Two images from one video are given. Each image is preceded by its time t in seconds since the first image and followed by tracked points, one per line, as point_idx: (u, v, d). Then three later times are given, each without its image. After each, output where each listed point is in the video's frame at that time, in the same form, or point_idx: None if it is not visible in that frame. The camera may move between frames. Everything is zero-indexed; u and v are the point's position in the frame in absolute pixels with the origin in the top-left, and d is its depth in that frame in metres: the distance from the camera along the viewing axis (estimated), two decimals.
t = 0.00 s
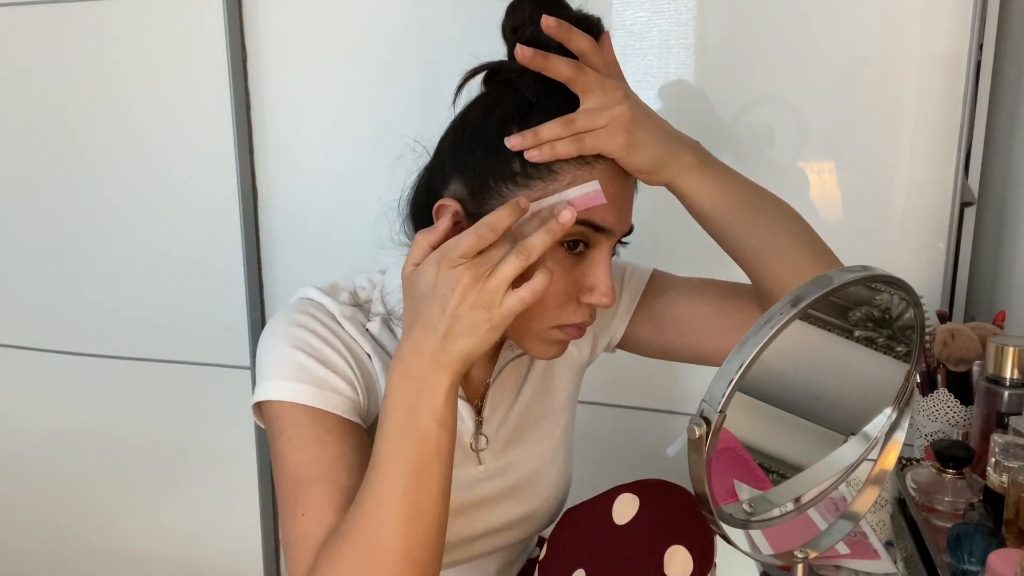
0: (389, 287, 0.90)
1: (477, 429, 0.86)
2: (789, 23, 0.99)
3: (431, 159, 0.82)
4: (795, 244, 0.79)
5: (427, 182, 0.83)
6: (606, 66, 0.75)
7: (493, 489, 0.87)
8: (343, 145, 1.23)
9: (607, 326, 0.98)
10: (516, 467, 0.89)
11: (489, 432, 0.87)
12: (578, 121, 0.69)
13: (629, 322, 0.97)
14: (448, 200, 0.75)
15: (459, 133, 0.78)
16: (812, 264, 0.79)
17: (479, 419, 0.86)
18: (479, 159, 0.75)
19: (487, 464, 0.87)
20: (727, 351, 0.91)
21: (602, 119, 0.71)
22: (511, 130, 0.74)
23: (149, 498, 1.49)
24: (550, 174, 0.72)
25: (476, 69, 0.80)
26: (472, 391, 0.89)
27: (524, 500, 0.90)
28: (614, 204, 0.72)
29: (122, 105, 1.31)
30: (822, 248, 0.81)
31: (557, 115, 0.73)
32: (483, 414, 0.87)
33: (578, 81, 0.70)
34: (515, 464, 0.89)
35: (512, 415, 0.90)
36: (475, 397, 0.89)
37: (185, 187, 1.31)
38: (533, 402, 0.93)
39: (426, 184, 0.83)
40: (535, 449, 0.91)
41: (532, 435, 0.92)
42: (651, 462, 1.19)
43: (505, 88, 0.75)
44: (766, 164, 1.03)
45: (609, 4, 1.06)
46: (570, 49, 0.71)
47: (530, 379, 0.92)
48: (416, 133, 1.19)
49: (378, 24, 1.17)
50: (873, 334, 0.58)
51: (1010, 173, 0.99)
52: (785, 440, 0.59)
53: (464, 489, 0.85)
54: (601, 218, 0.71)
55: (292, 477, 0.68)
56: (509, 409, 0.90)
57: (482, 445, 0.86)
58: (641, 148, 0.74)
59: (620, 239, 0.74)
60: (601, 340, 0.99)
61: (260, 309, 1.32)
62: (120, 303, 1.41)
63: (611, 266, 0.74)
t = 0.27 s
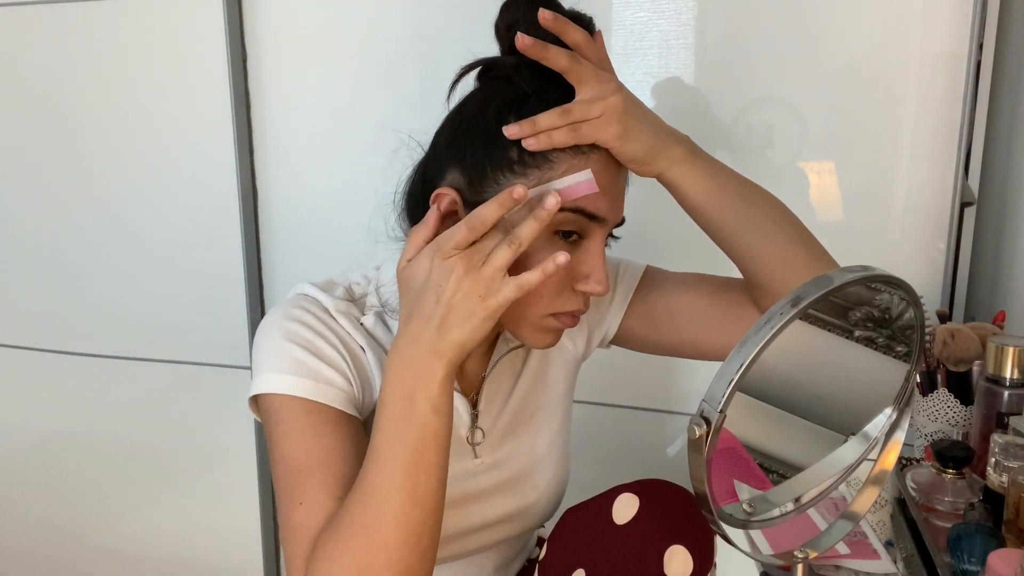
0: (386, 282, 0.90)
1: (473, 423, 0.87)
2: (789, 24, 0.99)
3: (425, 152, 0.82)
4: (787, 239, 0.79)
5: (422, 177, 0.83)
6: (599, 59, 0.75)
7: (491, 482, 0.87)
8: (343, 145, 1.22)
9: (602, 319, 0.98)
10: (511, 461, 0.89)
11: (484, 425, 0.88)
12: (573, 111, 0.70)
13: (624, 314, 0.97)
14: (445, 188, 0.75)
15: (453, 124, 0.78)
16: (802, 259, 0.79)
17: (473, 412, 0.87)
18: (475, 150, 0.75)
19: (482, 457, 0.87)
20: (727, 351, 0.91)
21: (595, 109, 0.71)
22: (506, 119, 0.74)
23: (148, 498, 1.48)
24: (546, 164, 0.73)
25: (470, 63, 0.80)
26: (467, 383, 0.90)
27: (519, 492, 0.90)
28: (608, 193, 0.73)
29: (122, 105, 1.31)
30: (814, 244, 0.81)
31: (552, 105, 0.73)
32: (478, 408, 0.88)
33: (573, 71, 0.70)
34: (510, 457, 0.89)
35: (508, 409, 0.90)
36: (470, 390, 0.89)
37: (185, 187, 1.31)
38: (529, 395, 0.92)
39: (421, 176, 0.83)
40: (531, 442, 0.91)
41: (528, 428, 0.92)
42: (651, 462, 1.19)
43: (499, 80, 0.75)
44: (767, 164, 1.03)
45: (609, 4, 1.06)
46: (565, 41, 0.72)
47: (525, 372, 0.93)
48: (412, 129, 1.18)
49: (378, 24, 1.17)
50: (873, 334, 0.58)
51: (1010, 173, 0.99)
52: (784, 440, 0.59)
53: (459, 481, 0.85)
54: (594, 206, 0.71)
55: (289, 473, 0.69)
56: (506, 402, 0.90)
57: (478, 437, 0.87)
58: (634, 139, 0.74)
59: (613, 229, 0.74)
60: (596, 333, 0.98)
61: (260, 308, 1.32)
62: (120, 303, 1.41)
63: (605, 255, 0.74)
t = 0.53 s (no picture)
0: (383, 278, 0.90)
1: (471, 418, 0.86)
2: (789, 24, 0.99)
3: (425, 146, 0.82)
4: (783, 239, 0.79)
5: (420, 174, 0.83)
6: (597, 57, 0.76)
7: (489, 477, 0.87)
8: (343, 145, 1.22)
9: (598, 315, 0.98)
10: (509, 455, 0.89)
11: (483, 420, 0.88)
12: (571, 107, 0.70)
13: (621, 308, 0.97)
14: (444, 181, 0.75)
15: (452, 119, 0.78)
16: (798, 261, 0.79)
17: (472, 407, 0.87)
18: (473, 145, 0.75)
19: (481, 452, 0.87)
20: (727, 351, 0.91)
21: (594, 106, 0.71)
22: (505, 115, 0.74)
23: (148, 497, 1.48)
24: (543, 158, 0.72)
25: (471, 59, 0.80)
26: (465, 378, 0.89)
27: (518, 487, 0.90)
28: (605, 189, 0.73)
29: (122, 105, 1.31)
30: (811, 244, 0.81)
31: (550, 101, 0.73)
32: (477, 402, 0.88)
33: (571, 69, 0.71)
34: (509, 451, 0.89)
35: (506, 404, 0.90)
36: (469, 385, 0.89)
37: (185, 186, 1.31)
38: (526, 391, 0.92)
39: (420, 171, 0.83)
40: (529, 438, 0.91)
41: (526, 424, 0.92)
42: (651, 462, 1.19)
43: (498, 76, 0.75)
44: (767, 164, 1.03)
45: (609, 4, 1.06)
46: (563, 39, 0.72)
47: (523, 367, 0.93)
48: (411, 125, 1.18)
49: (377, 24, 1.17)
50: (873, 334, 0.58)
51: (1010, 174, 0.99)
52: (784, 440, 0.59)
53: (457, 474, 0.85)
54: (591, 201, 0.71)
55: (289, 470, 0.68)
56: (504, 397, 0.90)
57: (477, 432, 0.87)
58: (630, 135, 0.74)
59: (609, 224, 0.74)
60: (592, 329, 0.99)
61: (259, 308, 1.32)
62: (120, 303, 1.41)
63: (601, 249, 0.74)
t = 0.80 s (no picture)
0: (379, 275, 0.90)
1: (467, 414, 0.87)
2: (789, 24, 0.99)
3: (420, 143, 0.82)
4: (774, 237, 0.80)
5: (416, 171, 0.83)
6: (589, 56, 0.76)
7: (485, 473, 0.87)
8: (343, 145, 1.22)
9: (592, 311, 0.99)
10: (505, 451, 0.89)
11: (478, 416, 0.88)
12: (560, 103, 0.70)
13: (615, 302, 0.97)
14: (436, 176, 0.76)
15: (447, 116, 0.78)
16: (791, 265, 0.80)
17: (468, 403, 0.87)
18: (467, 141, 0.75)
19: (477, 448, 0.87)
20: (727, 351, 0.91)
21: (584, 104, 0.71)
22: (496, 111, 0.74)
23: (148, 497, 1.49)
24: (532, 155, 0.72)
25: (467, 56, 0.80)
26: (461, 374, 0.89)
27: (514, 483, 0.90)
28: (595, 186, 0.72)
29: (122, 104, 1.31)
30: (800, 241, 0.81)
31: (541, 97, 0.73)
32: (472, 399, 0.88)
33: (560, 66, 0.70)
34: (505, 448, 0.89)
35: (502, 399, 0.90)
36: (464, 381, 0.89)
37: (185, 186, 1.31)
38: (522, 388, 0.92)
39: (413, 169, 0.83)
40: (526, 434, 0.91)
41: (522, 420, 0.92)
42: (651, 461, 1.19)
43: (492, 72, 0.75)
44: (767, 164, 1.03)
45: (609, 4, 1.06)
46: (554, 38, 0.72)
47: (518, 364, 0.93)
48: (410, 121, 1.18)
49: (377, 24, 1.17)
50: (872, 334, 0.58)
51: (1010, 174, 0.99)
52: (784, 440, 0.59)
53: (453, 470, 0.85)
54: (580, 198, 0.71)
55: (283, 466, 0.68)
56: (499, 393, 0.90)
57: (472, 428, 0.87)
58: (619, 131, 0.74)
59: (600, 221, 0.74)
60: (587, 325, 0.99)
61: (260, 309, 1.32)
62: (120, 303, 1.41)
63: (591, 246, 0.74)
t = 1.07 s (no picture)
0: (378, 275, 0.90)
1: (467, 411, 0.87)
2: (789, 24, 0.99)
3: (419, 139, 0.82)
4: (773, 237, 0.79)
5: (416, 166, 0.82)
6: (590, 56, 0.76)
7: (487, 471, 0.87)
8: (343, 145, 1.22)
9: (591, 306, 0.99)
10: (506, 449, 0.89)
11: (478, 413, 0.88)
12: (557, 100, 0.71)
13: (614, 300, 0.97)
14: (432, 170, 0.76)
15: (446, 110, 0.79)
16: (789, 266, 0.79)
17: (468, 401, 0.87)
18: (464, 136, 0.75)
19: (477, 446, 0.87)
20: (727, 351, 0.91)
21: (580, 101, 0.72)
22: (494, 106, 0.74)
23: (148, 497, 1.49)
24: (529, 151, 0.73)
25: (471, 54, 0.80)
26: (460, 372, 0.90)
27: (514, 480, 0.90)
28: (591, 185, 0.73)
29: (122, 104, 1.31)
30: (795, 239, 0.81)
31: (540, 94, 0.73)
32: (471, 397, 0.88)
33: (560, 62, 0.71)
34: (506, 445, 0.89)
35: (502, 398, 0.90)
36: (464, 379, 0.90)
37: (185, 185, 1.31)
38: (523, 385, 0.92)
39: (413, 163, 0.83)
40: (526, 431, 0.91)
41: (522, 417, 0.92)
42: (651, 461, 1.19)
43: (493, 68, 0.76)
44: (767, 164, 1.03)
45: (609, 4, 1.06)
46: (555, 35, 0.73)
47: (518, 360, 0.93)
48: (412, 115, 1.18)
49: (377, 24, 1.17)
50: (873, 334, 0.58)
51: (1010, 174, 0.99)
52: (784, 440, 0.59)
53: (452, 469, 0.85)
54: (577, 197, 0.72)
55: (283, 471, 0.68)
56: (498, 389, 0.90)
57: (472, 426, 0.87)
58: (616, 130, 0.73)
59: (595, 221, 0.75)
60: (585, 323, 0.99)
61: (260, 309, 1.32)
62: (120, 303, 1.41)
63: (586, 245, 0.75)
